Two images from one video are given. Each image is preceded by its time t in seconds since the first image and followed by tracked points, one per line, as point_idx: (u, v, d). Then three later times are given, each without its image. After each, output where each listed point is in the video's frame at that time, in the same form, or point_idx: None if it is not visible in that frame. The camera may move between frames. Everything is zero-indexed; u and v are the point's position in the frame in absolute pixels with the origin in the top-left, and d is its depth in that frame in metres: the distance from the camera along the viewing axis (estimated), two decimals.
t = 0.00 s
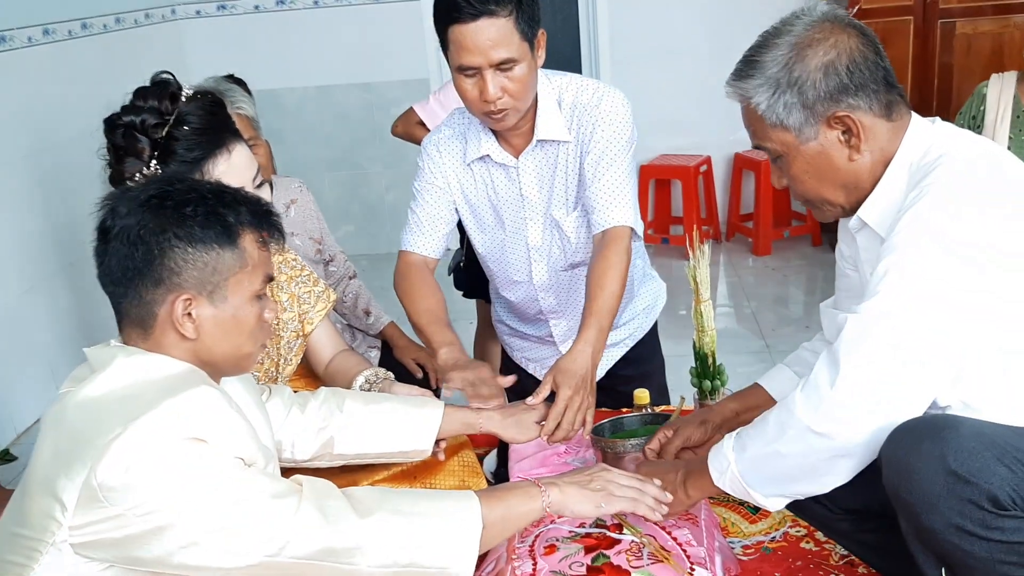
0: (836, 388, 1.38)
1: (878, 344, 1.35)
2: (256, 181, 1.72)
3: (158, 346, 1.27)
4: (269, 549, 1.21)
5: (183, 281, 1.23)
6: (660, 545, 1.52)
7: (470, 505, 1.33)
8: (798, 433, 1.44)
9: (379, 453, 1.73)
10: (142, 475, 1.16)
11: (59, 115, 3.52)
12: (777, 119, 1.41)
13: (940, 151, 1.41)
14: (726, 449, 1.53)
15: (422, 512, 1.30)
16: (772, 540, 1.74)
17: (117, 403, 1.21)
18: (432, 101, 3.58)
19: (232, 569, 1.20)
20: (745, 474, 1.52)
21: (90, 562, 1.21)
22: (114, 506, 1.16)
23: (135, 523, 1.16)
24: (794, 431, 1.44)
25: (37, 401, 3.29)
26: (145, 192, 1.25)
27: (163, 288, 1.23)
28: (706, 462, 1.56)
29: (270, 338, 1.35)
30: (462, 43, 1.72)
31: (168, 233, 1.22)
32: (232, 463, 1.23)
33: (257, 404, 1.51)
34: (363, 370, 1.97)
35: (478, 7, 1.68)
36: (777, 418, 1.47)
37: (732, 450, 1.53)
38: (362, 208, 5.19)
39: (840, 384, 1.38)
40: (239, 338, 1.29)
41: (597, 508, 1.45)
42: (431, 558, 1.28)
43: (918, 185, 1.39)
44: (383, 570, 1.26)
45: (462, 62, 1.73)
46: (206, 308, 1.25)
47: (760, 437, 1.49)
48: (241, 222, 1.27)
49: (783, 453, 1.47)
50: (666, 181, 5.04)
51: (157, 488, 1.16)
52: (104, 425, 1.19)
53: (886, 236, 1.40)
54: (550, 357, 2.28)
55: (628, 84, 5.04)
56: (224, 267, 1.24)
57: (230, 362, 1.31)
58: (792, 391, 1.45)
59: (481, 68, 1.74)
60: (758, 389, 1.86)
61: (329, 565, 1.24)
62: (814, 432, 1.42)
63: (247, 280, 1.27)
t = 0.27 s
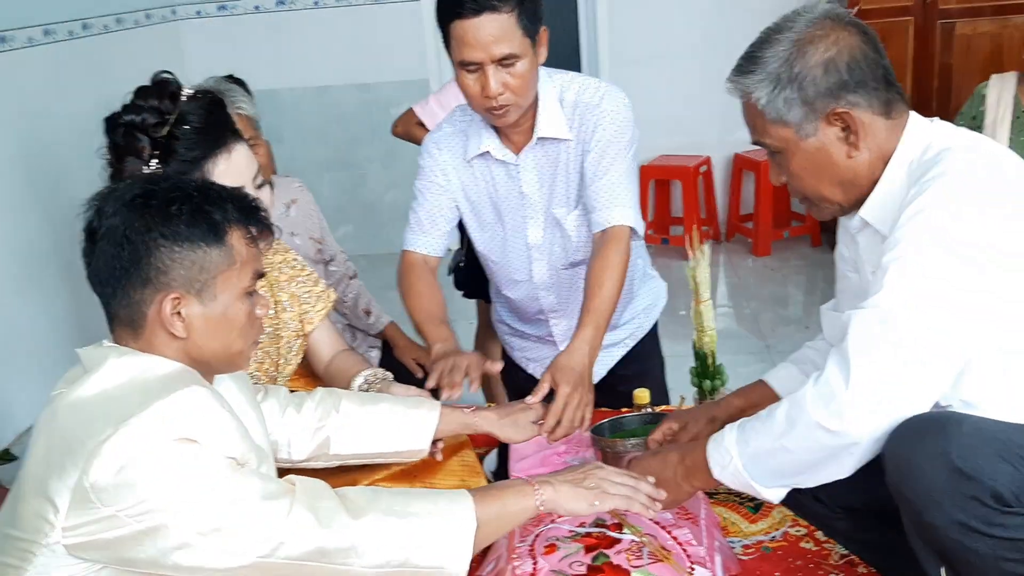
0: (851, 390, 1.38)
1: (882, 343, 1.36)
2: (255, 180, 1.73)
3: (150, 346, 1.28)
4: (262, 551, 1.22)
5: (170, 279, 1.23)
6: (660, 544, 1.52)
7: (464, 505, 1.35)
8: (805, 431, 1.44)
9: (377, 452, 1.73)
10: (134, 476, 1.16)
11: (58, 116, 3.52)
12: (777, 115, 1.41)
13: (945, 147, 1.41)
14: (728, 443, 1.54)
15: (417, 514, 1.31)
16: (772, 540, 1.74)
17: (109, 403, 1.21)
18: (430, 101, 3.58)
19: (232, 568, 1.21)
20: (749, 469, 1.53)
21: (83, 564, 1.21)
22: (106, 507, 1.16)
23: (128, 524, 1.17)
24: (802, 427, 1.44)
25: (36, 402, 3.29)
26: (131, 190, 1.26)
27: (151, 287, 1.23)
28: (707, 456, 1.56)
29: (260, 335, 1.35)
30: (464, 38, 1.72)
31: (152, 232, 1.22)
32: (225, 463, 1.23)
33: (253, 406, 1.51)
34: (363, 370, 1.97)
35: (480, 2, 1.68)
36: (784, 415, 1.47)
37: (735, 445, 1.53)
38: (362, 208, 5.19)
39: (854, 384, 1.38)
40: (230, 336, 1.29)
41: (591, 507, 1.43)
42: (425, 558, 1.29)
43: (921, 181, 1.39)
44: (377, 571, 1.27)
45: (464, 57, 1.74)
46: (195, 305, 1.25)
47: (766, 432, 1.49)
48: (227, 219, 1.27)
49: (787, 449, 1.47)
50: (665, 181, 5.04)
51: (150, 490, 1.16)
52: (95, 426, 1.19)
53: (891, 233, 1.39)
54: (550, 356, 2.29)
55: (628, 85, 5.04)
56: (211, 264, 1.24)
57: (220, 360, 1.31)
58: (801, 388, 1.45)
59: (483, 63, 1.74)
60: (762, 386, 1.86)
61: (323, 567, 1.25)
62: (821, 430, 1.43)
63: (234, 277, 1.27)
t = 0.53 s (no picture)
0: (856, 392, 1.38)
1: (889, 341, 1.35)
2: (255, 182, 1.72)
3: (134, 348, 1.27)
4: (250, 559, 1.21)
5: (149, 281, 1.23)
6: (659, 545, 1.51)
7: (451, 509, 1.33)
8: (809, 431, 1.44)
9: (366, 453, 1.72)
10: (118, 484, 1.16)
11: (57, 115, 3.52)
12: (784, 116, 1.41)
13: (953, 149, 1.42)
14: (729, 441, 1.53)
15: (402, 521, 1.30)
16: (771, 541, 1.74)
17: (95, 410, 1.21)
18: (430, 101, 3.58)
19: None
20: (749, 467, 1.52)
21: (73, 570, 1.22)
22: (92, 514, 1.16)
23: (114, 532, 1.17)
24: (807, 426, 1.44)
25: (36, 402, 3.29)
26: (103, 194, 1.25)
27: (130, 289, 1.23)
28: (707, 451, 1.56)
29: (246, 332, 1.35)
30: (467, 25, 1.72)
31: (128, 234, 1.22)
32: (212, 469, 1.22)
33: (244, 408, 1.50)
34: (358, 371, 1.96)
35: None
36: (788, 413, 1.46)
37: (736, 442, 1.52)
38: (361, 208, 5.19)
39: (860, 388, 1.38)
40: (213, 335, 1.28)
41: (577, 504, 1.46)
42: (416, 565, 1.28)
43: (930, 182, 1.40)
44: None
45: (467, 45, 1.74)
46: (176, 306, 1.25)
47: (767, 431, 1.49)
48: (205, 216, 1.26)
49: (789, 448, 1.47)
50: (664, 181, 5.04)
51: (135, 497, 1.16)
52: (80, 434, 1.19)
53: (900, 233, 1.39)
54: (549, 356, 2.27)
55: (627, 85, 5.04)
56: (191, 263, 1.24)
57: (210, 358, 1.31)
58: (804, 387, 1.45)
59: (485, 51, 1.74)
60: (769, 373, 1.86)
61: None
62: (825, 432, 1.42)
63: (217, 274, 1.27)
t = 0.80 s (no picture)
0: (860, 390, 1.37)
1: (896, 341, 1.34)
2: (255, 180, 1.73)
3: (123, 352, 1.28)
4: None
5: (133, 289, 1.23)
6: (659, 545, 1.51)
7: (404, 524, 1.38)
8: (811, 426, 1.43)
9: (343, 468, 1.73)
10: (116, 510, 1.15)
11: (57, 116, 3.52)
12: (795, 112, 1.42)
13: (964, 149, 1.43)
14: (728, 423, 1.52)
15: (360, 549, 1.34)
16: (771, 541, 1.74)
17: (93, 427, 1.19)
18: (429, 102, 3.58)
19: None
20: (746, 452, 1.52)
21: None
22: (88, 537, 1.16)
23: (111, 557, 1.17)
24: (809, 421, 1.43)
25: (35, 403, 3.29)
26: (83, 199, 1.25)
27: (115, 298, 1.24)
28: (706, 428, 1.56)
29: (238, 330, 1.36)
30: (470, 15, 1.76)
31: (108, 242, 1.22)
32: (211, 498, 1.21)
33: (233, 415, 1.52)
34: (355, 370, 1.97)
35: None
36: (792, 405, 1.45)
37: (734, 424, 1.52)
38: (361, 209, 5.19)
39: (863, 386, 1.37)
40: (202, 336, 1.29)
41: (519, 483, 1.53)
42: None
43: (940, 182, 1.40)
44: None
45: (469, 34, 1.78)
46: (162, 310, 1.26)
47: (771, 423, 1.47)
48: (187, 217, 1.26)
49: (789, 440, 1.46)
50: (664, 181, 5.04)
51: (133, 525, 1.15)
52: (77, 453, 1.17)
53: (909, 233, 1.39)
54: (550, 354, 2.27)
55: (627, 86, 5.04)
56: (174, 267, 1.25)
57: (202, 359, 1.32)
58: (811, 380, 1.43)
59: (487, 41, 1.78)
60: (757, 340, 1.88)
61: None
62: (828, 430, 1.41)
63: (202, 277, 1.28)
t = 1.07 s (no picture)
0: (863, 394, 1.37)
1: (899, 344, 1.34)
2: (255, 175, 1.73)
3: (120, 356, 1.27)
4: None
5: (135, 295, 1.23)
6: (657, 545, 1.52)
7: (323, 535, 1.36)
8: (811, 426, 1.42)
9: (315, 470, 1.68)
10: (120, 531, 1.11)
11: (57, 115, 3.52)
12: (802, 105, 1.42)
13: (969, 148, 1.43)
14: (727, 417, 1.51)
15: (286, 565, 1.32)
16: (769, 540, 1.74)
17: (103, 438, 1.16)
18: (429, 101, 3.58)
19: None
20: (744, 445, 1.51)
21: None
22: (89, 558, 1.12)
23: None
24: (809, 421, 1.42)
25: (35, 402, 3.29)
26: (91, 201, 1.23)
27: (117, 303, 1.23)
28: (703, 420, 1.55)
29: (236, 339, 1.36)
30: None
31: (113, 249, 1.21)
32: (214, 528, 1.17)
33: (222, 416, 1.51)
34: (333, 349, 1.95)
35: None
36: (794, 402, 1.44)
37: (733, 417, 1.51)
38: (360, 208, 5.19)
39: (866, 389, 1.36)
40: (200, 344, 1.29)
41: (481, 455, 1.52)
42: None
43: (943, 184, 1.40)
44: None
45: (473, 16, 1.85)
46: (161, 319, 1.25)
47: (768, 417, 1.47)
48: (194, 228, 1.26)
49: (788, 435, 1.46)
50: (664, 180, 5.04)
51: (136, 549, 1.11)
52: (86, 467, 1.14)
53: (912, 234, 1.38)
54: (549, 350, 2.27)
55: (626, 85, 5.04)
56: (176, 278, 1.24)
57: (196, 367, 1.31)
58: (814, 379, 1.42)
59: (492, 23, 1.85)
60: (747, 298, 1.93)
61: None
62: (829, 431, 1.41)
63: (205, 290, 1.28)
